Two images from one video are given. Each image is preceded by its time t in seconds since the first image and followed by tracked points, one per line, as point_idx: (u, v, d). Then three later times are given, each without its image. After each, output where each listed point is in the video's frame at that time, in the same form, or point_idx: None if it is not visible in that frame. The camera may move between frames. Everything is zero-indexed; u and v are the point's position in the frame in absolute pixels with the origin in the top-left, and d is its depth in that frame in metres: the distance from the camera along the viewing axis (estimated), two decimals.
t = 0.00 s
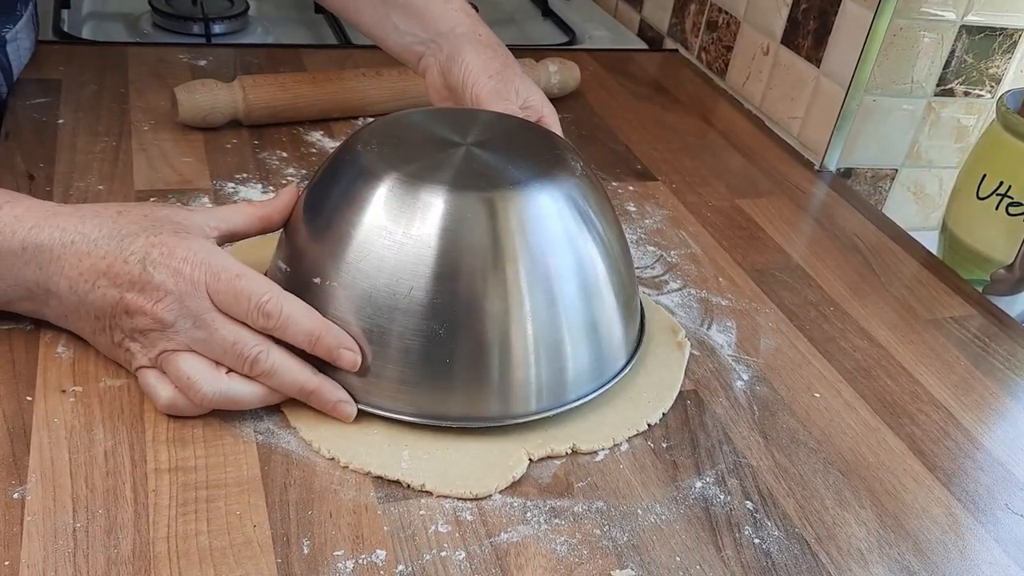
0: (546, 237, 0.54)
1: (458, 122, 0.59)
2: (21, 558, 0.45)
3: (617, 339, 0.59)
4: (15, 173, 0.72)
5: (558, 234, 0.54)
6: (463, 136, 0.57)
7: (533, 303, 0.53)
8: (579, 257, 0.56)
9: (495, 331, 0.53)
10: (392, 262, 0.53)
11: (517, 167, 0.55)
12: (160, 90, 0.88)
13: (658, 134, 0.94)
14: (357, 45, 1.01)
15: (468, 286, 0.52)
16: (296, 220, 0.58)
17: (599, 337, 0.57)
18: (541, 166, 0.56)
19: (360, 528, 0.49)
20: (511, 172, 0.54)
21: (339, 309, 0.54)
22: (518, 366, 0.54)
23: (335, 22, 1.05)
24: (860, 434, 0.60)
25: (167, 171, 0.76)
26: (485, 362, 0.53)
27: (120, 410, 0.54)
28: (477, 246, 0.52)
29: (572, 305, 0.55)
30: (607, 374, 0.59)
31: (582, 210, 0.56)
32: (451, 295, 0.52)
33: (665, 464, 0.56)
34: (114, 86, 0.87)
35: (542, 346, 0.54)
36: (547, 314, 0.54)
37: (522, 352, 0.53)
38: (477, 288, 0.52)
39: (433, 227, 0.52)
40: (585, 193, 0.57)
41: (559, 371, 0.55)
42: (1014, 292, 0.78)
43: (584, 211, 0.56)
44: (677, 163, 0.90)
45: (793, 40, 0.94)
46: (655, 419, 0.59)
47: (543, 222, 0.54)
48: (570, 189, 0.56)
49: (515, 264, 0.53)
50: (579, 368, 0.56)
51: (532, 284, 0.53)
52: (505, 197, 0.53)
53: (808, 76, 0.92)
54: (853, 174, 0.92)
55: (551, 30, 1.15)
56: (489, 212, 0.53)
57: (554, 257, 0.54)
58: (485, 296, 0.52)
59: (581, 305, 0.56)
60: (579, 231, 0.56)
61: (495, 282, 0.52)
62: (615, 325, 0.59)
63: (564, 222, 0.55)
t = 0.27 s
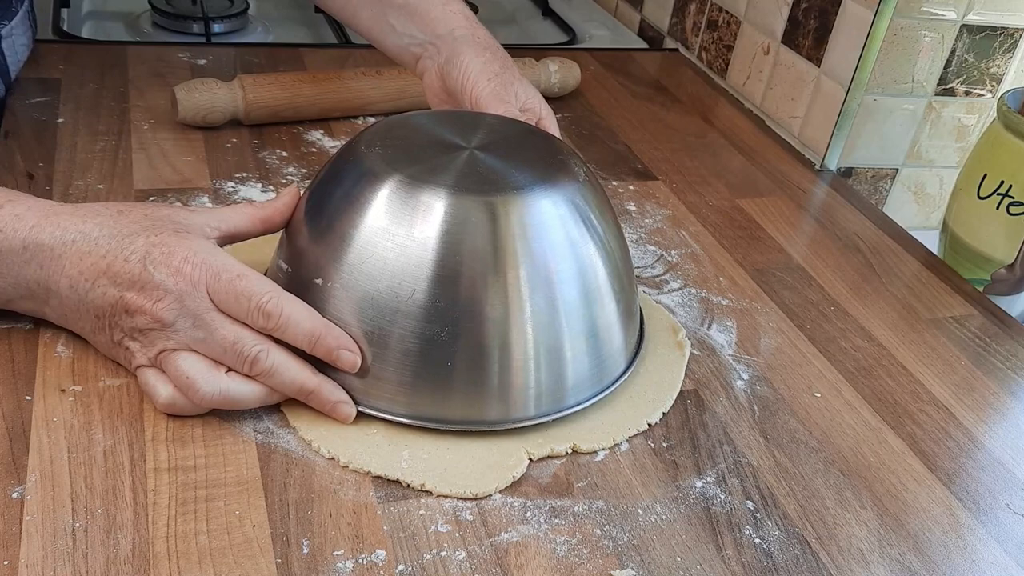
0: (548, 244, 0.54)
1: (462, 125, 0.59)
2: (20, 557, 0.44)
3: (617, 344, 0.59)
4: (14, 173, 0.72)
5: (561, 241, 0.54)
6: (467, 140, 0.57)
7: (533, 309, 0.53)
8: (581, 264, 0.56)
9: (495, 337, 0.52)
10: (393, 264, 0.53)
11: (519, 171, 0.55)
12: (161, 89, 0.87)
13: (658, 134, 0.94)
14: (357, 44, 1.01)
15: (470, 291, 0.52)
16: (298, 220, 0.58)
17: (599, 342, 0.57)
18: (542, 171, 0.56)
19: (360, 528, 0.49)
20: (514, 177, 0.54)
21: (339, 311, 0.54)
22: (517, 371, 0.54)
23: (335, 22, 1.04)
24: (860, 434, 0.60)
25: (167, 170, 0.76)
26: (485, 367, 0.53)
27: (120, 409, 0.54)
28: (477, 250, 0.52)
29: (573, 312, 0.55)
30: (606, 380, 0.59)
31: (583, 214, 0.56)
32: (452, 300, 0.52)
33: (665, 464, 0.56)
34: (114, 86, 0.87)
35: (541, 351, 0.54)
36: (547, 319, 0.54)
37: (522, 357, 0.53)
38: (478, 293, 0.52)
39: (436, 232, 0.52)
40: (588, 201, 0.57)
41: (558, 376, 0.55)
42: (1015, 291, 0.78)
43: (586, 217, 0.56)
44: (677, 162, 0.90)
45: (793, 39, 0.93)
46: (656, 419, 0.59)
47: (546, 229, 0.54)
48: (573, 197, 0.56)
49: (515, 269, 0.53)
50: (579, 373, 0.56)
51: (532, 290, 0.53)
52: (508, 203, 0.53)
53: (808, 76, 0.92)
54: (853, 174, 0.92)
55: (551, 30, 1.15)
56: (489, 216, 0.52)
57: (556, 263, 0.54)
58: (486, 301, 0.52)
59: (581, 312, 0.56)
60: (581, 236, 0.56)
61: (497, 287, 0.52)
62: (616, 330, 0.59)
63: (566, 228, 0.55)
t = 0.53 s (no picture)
0: (550, 251, 0.54)
1: (467, 130, 0.59)
2: (20, 557, 0.44)
3: (617, 350, 0.59)
4: (14, 172, 0.72)
5: (561, 247, 0.54)
6: (472, 145, 0.57)
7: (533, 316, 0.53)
8: (582, 272, 0.56)
9: (496, 343, 0.53)
10: (393, 268, 0.53)
11: (521, 178, 0.55)
12: (160, 89, 0.87)
13: (658, 133, 0.94)
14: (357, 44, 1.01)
15: (471, 297, 0.52)
16: (300, 221, 0.58)
17: (599, 348, 0.57)
18: (544, 177, 0.56)
19: (360, 529, 0.49)
20: (517, 184, 0.54)
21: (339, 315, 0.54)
22: (517, 377, 0.54)
23: (334, 21, 1.04)
24: (860, 434, 0.60)
25: (167, 170, 0.76)
26: (485, 372, 0.53)
27: (120, 410, 0.54)
28: (477, 256, 0.52)
29: (573, 319, 0.55)
30: (604, 387, 0.59)
31: (584, 221, 0.56)
32: (453, 305, 0.52)
33: (665, 464, 0.56)
34: (113, 85, 0.87)
35: (541, 357, 0.54)
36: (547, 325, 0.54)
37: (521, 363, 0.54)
38: (480, 299, 0.52)
39: (436, 236, 0.52)
40: (591, 210, 0.57)
41: (558, 382, 0.56)
42: (1015, 291, 0.77)
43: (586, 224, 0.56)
44: (677, 162, 0.90)
45: (793, 39, 0.93)
46: (656, 419, 0.59)
47: (546, 234, 0.54)
48: (576, 205, 0.56)
49: (516, 275, 0.53)
50: (577, 379, 0.57)
51: (533, 296, 0.53)
52: (511, 210, 0.53)
53: (808, 76, 0.92)
54: (853, 173, 0.92)
55: (551, 29, 1.15)
56: (490, 223, 0.53)
57: (557, 270, 0.54)
58: (488, 307, 0.52)
59: (582, 319, 0.56)
60: (582, 243, 0.56)
61: (498, 293, 0.52)
62: (615, 337, 0.59)
63: (569, 236, 0.55)
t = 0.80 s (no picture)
0: (551, 248, 0.54)
1: (468, 128, 0.59)
2: (23, 553, 0.44)
3: (619, 347, 0.59)
4: (15, 168, 0.72)
5: (563, 244, 0.54)
6: (472, 143, 0.57)
7: (535, 314, 0.53)
8: (584, 269, 0.56)
9: (497, 341, 0.53)
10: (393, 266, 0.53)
11: (522, 176, 0.55)
12: (161, 85, 0.87)
13: (659, 128, 0.94)
14: (358, 39, 1.01)
15: (473, 294, 0.52)
16: (301, 220, 0.58)
17: (601, 346, 0.57)
18: (546, 175, 0.56)
19: (362, 524, 0.49)
20: (518, 182, 0.54)
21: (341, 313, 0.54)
22: (519, 375, 0.54)
23: (335, 17, 1.04)
24: (864, 429, 0.60)
25: (168, 165, 0.76)
26: (487, 370, 0.53)
27: (122, 405, 0.54)
28: (479, 253, 0.52)
29: (576, 317, 0.55)
30: (607, 383, 0.59)
31: (586, 219, 0.56)
32: (455, 304, 0.52)
33: (668, 459, 0.56)
34: (114, 81, 0.86)
35: (543, 355, 0.54)
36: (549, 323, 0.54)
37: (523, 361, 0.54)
38: (481, 297, 0.52)
39: (437, 234, 0.52)
40: (592, 207, 0.57)
41: (560, 379, 0.56)
42: (1018, 286, 0.77)
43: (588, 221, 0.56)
44: (679, 157, 0.90)
45: (795, 33, 0.93)
46: (658, 414, 0.59)
47: (548, 232, 0.54)
48: (578, 201, 0.56)
49: (517, 273, 0.53)
50: (579, 376, 0.57)
51: (535, 294, 0.53)
52: (513, 208, 0.53)
53: (810, 69, 0.92)
54: (856, 168, 0.92)
55: (552, 24, 1.15)
56: (491, 221, 0.53)
57: (559, 268, 0.54)
58: (489, 306, 0.52)
59: (584, 317, 0.56)
60: (584, 240, 0.56)
61: (500, 291, 0.52)
62: (618, 334, 0.59)
63: (570, 233, 0.55)
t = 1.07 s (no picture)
0: (552, 248, 0.54)
1: (469, 128, 0.59)
2: (24, 552, 0.44)
3: (620, 347, 0.59)
4: (16, 168, 0.72)
5: (564, 244, 0.54)
6: (473, 143, 0.57)
7: (536, 313, 0.53)
8: (585, 269, 0.56)
9: (498, 341, 0.53)
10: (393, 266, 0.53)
11: (523, 176, 0.55)
12: (162, 84, 0.87)
13: (660, 128, 0.94)
14: (359, 38, 1.01)
15: (474, 294, 0.52)
16: (301, 220, 0.58)
17: (602, 345, 0.57)
18: (547, 174, 0.56)
19: (364, 523, 0.49)
20: (520, 182, 0.54)
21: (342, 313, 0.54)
22: (520, 375, 0.54)
23: (336, 16, 1.04)
24: (865, 429, 0.60)
25: (168, 165, 0.76)
26: (488, 370, 0.53)
27: (123, 405, 0.54)
28: (480, 253, 0.52)
29: (576, 316, 0.55)
30: (608, 383, 0.59)
31: (587, 218, 0.56)
32: (455, 304, 0.52)
33: (669, 459, 0.56)
34: (115, 80, 0.86)
35: (544, 355, 0.54)
36: (550, 323, 0.54)
37: (524, 361, 0.54)
38: (482, 297, 0.52)
39: (438, 233, 0.52)
40: (593, 207, 0.57)
41: (561, 380, 0.56)
42: (1019, 286, 0.77)
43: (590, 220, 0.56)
44: (680, 157, 0.89)
45: (796, 32, 0.93)
46: (660, 414, 0.58)
47: (549, 231, 0.54)
48: (579, 200, 0.56)
49: (518, 273, 0.53)
50: (581, 376, 0.57)
51: (536, 294, 0.53)
52: (514, 208, 0.53)
53: (811, 69, 0.92)
54: (856, 167, 0.92)
55: (552, 24, 1.15)
56: (492, 220, 0.53)
57: (560, 268, 0.54)
58: (490, 306, 0.52)
59: (585, 317, 0.56)
60: (585, 240, 0.56)
61: (501, 291, 0.52)
62: (619, 334, 0.59)
63: (571, 233, 0.55)
